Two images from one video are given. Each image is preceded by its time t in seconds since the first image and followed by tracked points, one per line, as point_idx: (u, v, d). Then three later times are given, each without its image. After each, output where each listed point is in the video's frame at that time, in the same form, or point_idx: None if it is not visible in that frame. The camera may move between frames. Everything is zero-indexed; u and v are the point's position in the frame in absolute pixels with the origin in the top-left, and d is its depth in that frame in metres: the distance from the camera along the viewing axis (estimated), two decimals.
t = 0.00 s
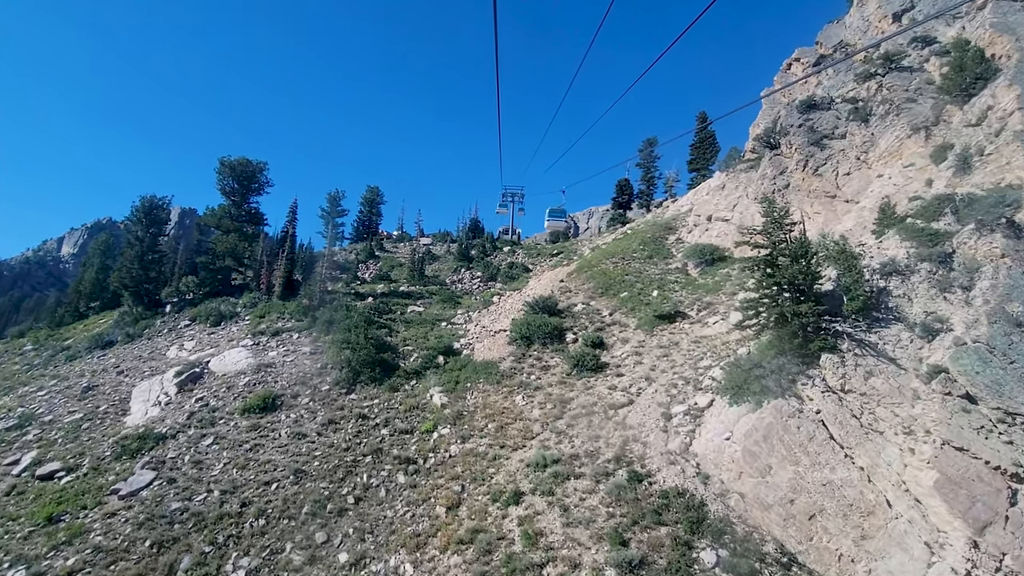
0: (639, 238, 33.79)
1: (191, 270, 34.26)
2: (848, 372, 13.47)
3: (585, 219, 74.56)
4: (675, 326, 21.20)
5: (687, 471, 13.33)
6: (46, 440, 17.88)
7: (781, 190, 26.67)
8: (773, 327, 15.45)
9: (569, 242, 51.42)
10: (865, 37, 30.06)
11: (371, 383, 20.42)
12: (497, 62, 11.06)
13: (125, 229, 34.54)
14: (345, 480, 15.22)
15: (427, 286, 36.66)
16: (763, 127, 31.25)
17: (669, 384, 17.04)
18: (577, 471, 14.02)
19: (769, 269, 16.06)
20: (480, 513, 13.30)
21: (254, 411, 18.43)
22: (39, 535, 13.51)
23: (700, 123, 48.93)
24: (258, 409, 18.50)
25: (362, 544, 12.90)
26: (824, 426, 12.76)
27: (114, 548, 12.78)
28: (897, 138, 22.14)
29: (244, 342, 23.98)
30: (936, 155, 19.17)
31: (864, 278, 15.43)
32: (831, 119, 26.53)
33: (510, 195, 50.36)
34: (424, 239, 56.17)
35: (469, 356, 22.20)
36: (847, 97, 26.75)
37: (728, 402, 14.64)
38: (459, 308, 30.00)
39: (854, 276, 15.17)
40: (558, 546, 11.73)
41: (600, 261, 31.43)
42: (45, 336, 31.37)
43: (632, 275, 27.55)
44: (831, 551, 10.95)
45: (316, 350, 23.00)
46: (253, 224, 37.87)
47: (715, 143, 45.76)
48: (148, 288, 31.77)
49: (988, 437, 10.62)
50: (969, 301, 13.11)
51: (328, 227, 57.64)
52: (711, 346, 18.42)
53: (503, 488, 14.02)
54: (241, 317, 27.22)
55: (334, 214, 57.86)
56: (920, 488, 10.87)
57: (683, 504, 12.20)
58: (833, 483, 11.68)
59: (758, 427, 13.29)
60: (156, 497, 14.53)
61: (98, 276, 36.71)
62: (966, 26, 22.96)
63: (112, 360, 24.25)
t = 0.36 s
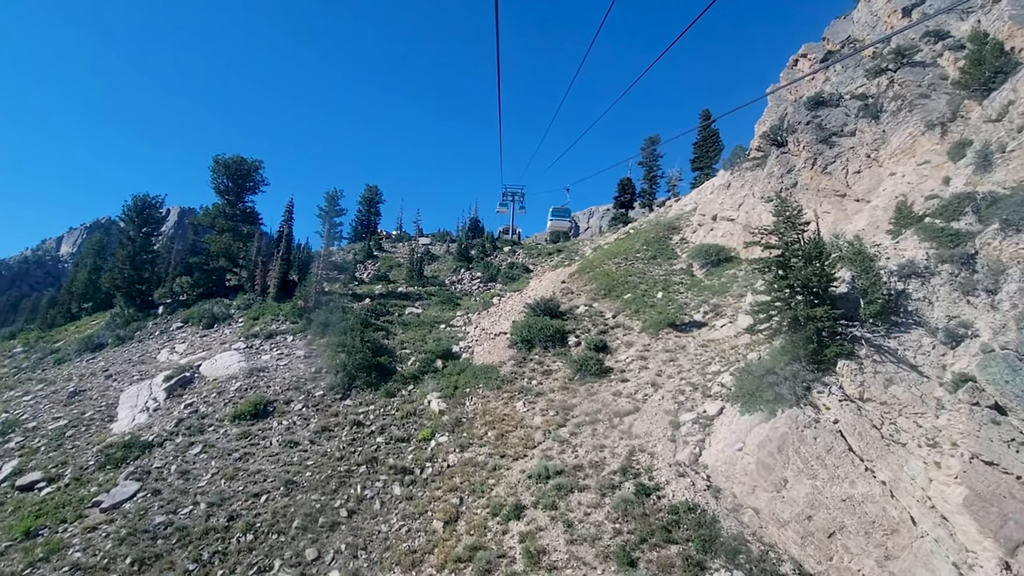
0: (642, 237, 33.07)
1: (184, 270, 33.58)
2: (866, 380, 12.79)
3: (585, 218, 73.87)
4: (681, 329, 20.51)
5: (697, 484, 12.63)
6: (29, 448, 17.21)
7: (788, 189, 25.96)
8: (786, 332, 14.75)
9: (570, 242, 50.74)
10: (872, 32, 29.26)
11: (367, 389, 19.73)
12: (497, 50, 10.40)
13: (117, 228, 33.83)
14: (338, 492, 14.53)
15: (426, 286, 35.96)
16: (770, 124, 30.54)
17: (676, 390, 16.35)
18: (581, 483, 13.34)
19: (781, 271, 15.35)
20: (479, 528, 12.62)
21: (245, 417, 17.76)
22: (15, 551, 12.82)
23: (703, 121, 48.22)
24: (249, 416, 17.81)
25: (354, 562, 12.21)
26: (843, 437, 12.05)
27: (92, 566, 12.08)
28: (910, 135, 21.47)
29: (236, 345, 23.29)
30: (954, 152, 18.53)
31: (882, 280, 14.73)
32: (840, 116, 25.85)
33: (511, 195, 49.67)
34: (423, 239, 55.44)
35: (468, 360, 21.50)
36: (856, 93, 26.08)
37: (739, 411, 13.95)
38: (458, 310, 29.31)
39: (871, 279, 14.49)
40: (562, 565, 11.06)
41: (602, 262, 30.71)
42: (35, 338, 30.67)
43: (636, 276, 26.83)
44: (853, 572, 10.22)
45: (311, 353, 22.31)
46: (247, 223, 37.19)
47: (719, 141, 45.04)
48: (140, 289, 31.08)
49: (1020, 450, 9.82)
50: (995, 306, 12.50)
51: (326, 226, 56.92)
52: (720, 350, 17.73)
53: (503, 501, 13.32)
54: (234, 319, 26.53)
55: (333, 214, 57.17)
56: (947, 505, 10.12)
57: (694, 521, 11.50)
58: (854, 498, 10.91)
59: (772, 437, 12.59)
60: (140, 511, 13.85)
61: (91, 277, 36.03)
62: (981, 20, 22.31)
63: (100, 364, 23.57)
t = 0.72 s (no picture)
0: (645, 238, 32.29)
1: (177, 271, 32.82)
2: (890, 390, 12.04)
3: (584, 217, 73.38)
4: (688, 332, 19.76)
5: (710, 500, 11.86)
6: (8, 458, 16.46)
7: (797, 187, 25.20)
8: (802, 338, 13.99)
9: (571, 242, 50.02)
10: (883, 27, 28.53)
11: (362, 395, 18.99)
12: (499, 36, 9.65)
13: (109, 229, 33.10)
14: (330, 506, 13.78)
15: (425, 288, 35.21)
16: (777, 121, 29.78)
17: (685, 398, 15.59)
18: (586, 498, 12.58)
19: (797, 273, 14.58)
20: (478, 548, 11.87)
21: (234, 425, 17.01)
22: None
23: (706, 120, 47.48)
24: (238, 424, 17.06)
25: None
26: (866, 451, 11.23)
27: None
28: (925, 132, 20.75)
29: (228, 349, 22.54)
30: (974, 148, 17.90)
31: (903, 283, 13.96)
32: (851, 113, 25.12)
33: (511, 194, 48.93)
34: (422, 239, 54.72)
35: (468, 365, 20.74)
36: (867, 89, 25.37)
37: (753, 421, 13.19)
38: (457, 312, 28.57)
39: (892, 282, 13.74)
40: None
41: (605, 262, 29.93)
42: (24, 340, 29.94)
43: (640, 277, 26.04)
44: None
45: (305, 358, 21.58)
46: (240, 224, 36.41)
47: (723, 140, 44.29)
48: (132, 290, 30.32)
49: None
50: None
51: (324, 226, 56.11)
52: (730, 356, 16.97)
53: (504, 518, 12.56)
54: (227, 322, 25.78)
55: (330, 214, 56.45)
56: (981, 526, 9.39)
57: (708, 541, 10.71)
58: (880, 518, 10.12)
59: (790, 451, 11.81)
60: (120, 527, 13.11)
61: (83, 278, 35.31)
62: (999, 12, 21.61)
63: (88, 368, 22.82)
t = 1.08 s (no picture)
0: (649, 238, 31.50)
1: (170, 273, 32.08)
2: (917, 401, 11.28)
3: (585, 215, 72.67)
4: (696, 337, 18.99)
5: (725, 519, 11.09)
6: None
7: (806, 185, 24.44)
8: (819, 344, 13.21)
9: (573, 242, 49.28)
10: (893, 20, 27.77)
11: (357, 402, 18.24)
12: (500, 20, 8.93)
13: (99, 229, 32.37)
14: (320, 523, 13.01)
15: (423, 289, 34.42)
16: (784, 118, 29.03)
17: (694, 407, 14.83)
18: (592, 516, 11.82)
19: (814, 275, 13.92)
20: (477, 569, 11.12)
21: (221, 435, 16.26)
22: None
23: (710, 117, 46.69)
24: (227, 433, 16.30)
25: None
26: (892, 466, 10.43)
27: None
28: (942, 128, 20.02)
29: (219, 353, 21.81)
30: (996, 145, 17.25)
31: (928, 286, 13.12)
32: (862, 109, 24.39)
33: (511, 194, 48.20)
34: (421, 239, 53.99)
35: (467, 371, 19.97)
36: (878, 85, 24.67)
37: (770, 433, 12.40)
38: (457, 314, 27.83)
39: (916, 285, 12.96)
40: None
41: (608, 263, 29.16)
42: (12, 344, 29.19)
43: (645, 279, 25.26)
44: None
45: (298, 363, 20.82)
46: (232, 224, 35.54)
47: (727, 138, 43.55)
48: (123, 292, 29.57)
49: None
50: None
51: (321, 227, 55.32)
52: (740, 362, 16.20)
53: (505, 537, 11.80)
54: (219, 325, 25.03)
55: (328, 214, 55.74)
56: (1019, 550, 8.59)
57: (724, 565, 9.94)
58: (910, 541, 9.32)
59: (810, 466, 11.02)
60: (97, 545, 12.35)
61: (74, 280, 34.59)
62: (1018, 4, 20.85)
63: (74, 373, 22.08)
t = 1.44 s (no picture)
0: (652, 239, 30.69)
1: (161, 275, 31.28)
2: (946, 414, 10.52)
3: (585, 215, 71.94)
4: (703, 342, 18.23)
5: (741, 541, 10.34)
6: None
7: (816, 184, 23.68)
8: (839, 351, 12.46)
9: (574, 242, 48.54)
10: (904, 15, 27.02)
11: (350, 411, 17.48)
12: None
13: (89, 230, 31.57)
14: (309, 542, 12.23)
15: (421, 291, 33.62)
16: (792, 116, 28.27)
17: (704, 417, 14.06)
18: (598, 536, 11.06)
19: (831, 280, 13.16)
20: None
21: (208, 445, 15.54)
22: None
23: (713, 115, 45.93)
24: (214, 444, 15.55)
25: None
26: (922, 485, 9.68)
27: None
28: (959, 124, 19.28)
29: (208, 358, 21.04)
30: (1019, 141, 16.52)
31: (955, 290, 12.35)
32: (873, 105, 23.66)
33: (511, 194, 47.44)
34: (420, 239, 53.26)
35: (465, 377, 19.20)
36: (890, 81, 23.97)
37: (788, 447, 11.64)
38: (455, 317, 27.07)
39: (943, 289, 12.18)
40: None
41: (610, 265, 28.38)
42: None
43: (649, 281, 24.48)
44: None
45: (291, 368, 20.07)
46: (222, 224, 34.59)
47: (731, 136, 42.82)
48: (112, 295, 28.79)
49: None
50: None
51: (318, 227, 54.47)
52: (752, 370, 15.43)
53: (505, 559, 11.03)
54: (210, 329, 24.27)
55: (326, 214, 54.98)
56: None
57: None
58: (944, 567, 8.55)
59: (833, 484, 10.24)
60: (70, 567, 11.57)
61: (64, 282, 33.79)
62: None
63: (58, 379, 21.29)
